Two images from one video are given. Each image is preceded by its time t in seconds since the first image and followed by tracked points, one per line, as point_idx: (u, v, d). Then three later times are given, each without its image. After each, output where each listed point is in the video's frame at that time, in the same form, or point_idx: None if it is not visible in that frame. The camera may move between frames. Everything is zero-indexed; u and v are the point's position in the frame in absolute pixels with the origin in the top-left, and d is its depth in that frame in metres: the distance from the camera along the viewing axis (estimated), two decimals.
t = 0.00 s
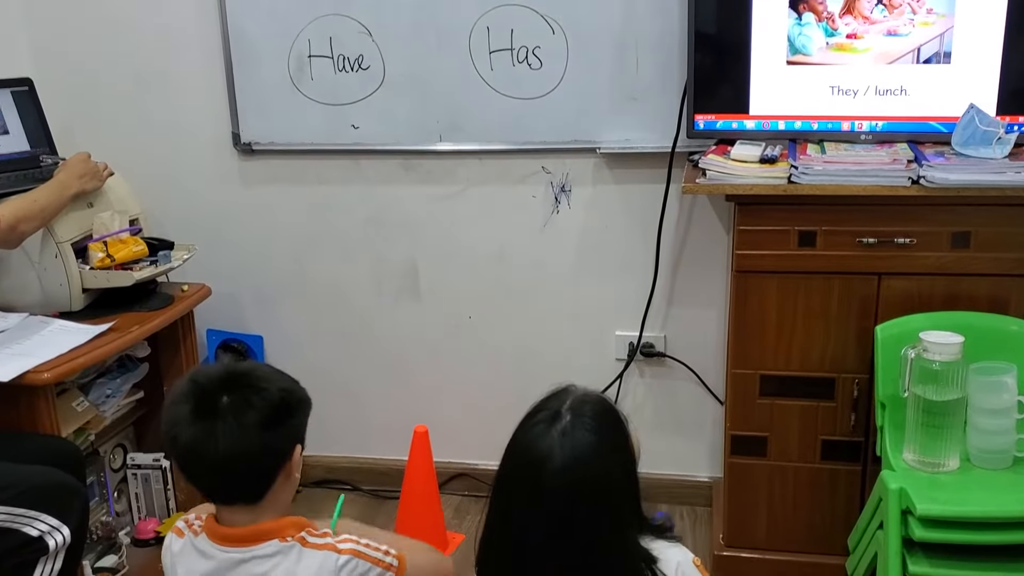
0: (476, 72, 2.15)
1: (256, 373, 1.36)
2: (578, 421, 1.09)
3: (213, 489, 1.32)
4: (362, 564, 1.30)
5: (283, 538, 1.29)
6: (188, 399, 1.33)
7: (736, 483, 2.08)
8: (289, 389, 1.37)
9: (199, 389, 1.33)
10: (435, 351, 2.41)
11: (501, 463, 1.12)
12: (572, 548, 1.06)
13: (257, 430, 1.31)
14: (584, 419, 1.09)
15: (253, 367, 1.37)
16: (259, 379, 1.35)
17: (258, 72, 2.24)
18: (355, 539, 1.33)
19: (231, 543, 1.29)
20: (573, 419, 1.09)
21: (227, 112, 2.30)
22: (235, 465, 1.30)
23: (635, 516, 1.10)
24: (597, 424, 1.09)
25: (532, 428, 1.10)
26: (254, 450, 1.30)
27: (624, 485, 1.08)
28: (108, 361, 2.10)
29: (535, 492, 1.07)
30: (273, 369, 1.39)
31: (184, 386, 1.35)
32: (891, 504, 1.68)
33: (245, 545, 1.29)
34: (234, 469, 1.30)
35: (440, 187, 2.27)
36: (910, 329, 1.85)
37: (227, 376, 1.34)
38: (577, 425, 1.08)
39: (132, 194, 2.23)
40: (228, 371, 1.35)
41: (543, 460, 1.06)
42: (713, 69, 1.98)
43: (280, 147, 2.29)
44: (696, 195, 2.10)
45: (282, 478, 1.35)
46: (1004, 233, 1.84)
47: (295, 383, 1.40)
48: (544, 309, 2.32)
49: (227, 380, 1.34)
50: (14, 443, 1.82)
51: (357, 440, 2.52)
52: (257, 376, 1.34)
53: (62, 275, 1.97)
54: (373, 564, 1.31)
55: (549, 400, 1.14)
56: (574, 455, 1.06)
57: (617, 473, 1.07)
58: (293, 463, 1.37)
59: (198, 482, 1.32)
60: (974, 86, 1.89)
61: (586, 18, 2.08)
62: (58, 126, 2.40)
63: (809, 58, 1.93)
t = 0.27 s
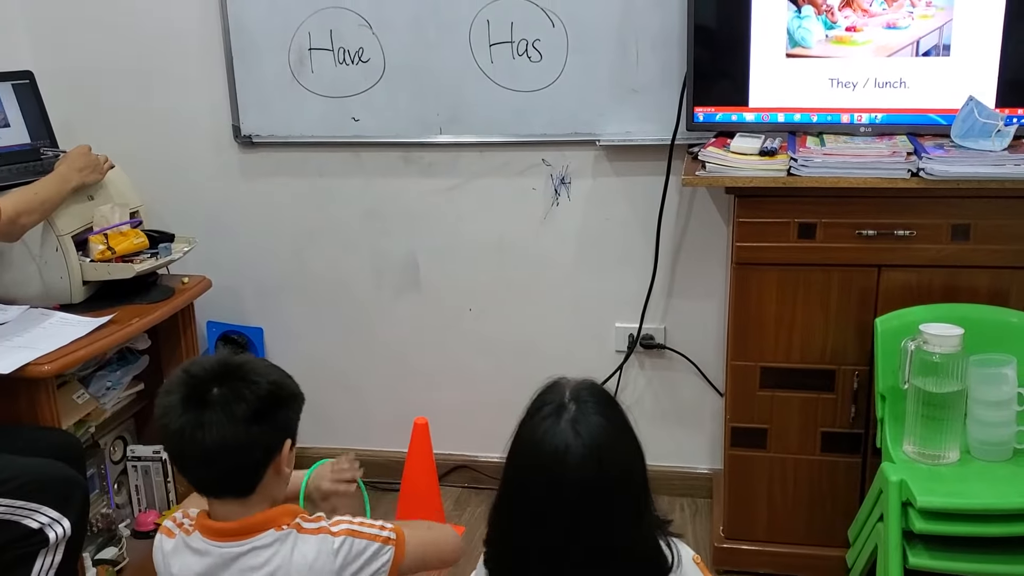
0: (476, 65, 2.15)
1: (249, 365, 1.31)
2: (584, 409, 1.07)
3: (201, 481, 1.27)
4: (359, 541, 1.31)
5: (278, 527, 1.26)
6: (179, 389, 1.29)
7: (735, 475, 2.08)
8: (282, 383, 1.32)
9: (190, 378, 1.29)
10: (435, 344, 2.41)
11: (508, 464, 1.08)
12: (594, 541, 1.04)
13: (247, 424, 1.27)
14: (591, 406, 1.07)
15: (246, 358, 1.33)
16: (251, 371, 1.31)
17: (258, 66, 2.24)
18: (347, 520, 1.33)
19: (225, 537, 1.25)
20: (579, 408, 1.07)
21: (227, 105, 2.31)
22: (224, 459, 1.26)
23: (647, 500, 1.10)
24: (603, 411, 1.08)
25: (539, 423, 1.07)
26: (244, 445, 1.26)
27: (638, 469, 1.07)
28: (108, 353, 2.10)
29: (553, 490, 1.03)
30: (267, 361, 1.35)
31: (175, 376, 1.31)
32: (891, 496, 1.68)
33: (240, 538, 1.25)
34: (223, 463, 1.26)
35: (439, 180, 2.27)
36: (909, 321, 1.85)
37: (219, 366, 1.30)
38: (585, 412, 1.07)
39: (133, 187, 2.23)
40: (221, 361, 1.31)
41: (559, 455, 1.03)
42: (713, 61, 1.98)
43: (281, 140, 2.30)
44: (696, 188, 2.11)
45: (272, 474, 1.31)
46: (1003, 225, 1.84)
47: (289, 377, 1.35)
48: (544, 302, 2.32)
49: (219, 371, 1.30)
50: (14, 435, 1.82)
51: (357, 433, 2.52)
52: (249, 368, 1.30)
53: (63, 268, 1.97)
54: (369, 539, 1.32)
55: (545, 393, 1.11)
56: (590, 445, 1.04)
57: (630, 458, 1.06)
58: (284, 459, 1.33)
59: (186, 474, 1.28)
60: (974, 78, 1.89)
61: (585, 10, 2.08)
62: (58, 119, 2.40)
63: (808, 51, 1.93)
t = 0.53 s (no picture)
0: (479, 59, 2.15)
1: (254, 362, 1.30)
2: (592, 404, 1.06)
3: (208, 477, 1.27)
4: (354, 532, 1.31)
5: (278, 521, 1.26)
6: (184, 386, 1.28)
7: (738, 469, 2.08)
8: (287, 380, 1.31)
9: (195, 376, 1.28)
10: (437, 338, 2.41)
11: (517, 458, 1.08)
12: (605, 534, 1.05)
13: (251, 422, 1.26)
14: (599, 401, 1.07)
15: (252, 355, 1.32)
16: (256, 368, 1.29)
17: (261, 59, 2.25)
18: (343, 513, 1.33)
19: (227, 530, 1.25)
20: (587, 403, 1.07)
21: (230, 98, 2.31)
22: (229, 457, 1.25)
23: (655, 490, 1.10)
24: (612, 405, 1.07)
25: (548, 419, 1.06)
26: (248, 443, 1.26)
27: (647, 462, 1.07)
28: (112, 346, 2.11)
29: (564, 485, 1.04)
30: (273, 357, 1.34)
31: (181, 372, 1.31)
32: (893, 491, 1.68)
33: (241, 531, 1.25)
34: (227, 461, 1.25)
35: (442, 174, 2.27)
36: (913, 315, 1.85)
37: (224, 363, 1.29)
38: (594, 407, 1.06)
39: (136, 180, 2.24)
40: (227, 358, 1.30)
41: (569, 451, 1.03)
42: (716, 56, 1.98)
43: (284, 134, 2.30)
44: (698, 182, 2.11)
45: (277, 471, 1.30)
46: (1006, 220, 1.84)
47: (295, 373, 1.34)
48: (547, 296, 2.32)
49: (224, 368, 1.29)
50: (18, 427, 1.82)
51: (360, 426, 2.53)
52: (254, 365, 1.29)
53: (67, 261, 1.98)
54: (363, 529, 1.31)
55: (552, 388, 1.10)
56: (600, 441, 1.03)
57: (639, 452, 1.06)
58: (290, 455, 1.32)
59: (192, 469, 1.28)
60: (977, 73, 1.89)
61: (588, 4, 2.08)
62: (61, 113, 2.40)
63: (812, 45, 1.93)
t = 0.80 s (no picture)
0: (479, 54, 2.15)
1: (243, 356, 1.29)
2: (592, 400, 1.06)
3: (203, 474, 1.26)
4: (357, 527, 1.31)
5: (279, 514, 1.26)
6: (173, 384, 1.27)
7: (736, 464, 2.09)
8: (277, 371, 1.30)
9: (183, 373, 1.26)
10: (436, 333, 2.41)
11: (515, 453, 1.08)
12: (602, 528, 1.05)
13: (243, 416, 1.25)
14: (598, 397, 1.07)
15: (240, 348, 1.30)
16: (245, 362, 1.28)
17: (260, 54, 2.24)
18: (344, 506, 1.33)
19: (227, 524, 1.25)
20: (587, 399, 1.07)
21: (229, 93, 2.31)
22: (223, 452, 1.24)
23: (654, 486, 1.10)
24: (611, 401, 1.07)
25: (547, 415, 1.06)
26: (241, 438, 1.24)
27: (645, 458, 1.07)
28: (111, 340, 2.11)
29: (562, 479, 1.04)
30: (261, 350, 1.32)
31: (169, 369, 1.29)
32: (890, 484, 1.69)
33: (242, 526, 1.25)
34: (222, 456, 1.24)
35: (441, 169, 2.27)
36: (911, 310, 1.86)
37: (212, 359, 1.27)
38: (593, 403, 1.06)
39: (135, 175, 2.23)
40: (214, 354, 1.29)
41: (567, 445, 1.04)
42: (715, 51, 1.98)
43: (282, 129, 2.30)
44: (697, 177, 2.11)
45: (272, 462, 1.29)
46: (1004, 215, 1.85)
47: (284, 364, 1.32)
48: (545, 290, 2.32)
49: (212, 364, 1.27)
50: (18, 421, 1.82)
51: (358, 421, 2.53)
52: (242, 359, 1.28)
53: (66, 255, 1.97)
54: (367, 525, 1.32)
55: (552, 382, 1.10)
56: (598, 436, 1.04)
57: (638, 447, 1.06)
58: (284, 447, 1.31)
59: (187, 467, 1.27)
60: (976, 69, 1.89)
61: None
62: (60, 107, 2.40)
63: (811, 41, 1.93)
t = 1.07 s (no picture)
0: (479, 53, 2.16)
1: (237, 357, 1.27)
2: (589, 401, 1.06)
3: (200, 476, 1.26)
4: (346, 521, 1.28)
5: (271, 515, 1.25)
6: (168, 386, 1.25)
7: (736, 462, 2.09)
8: (272, 372, 1.28)
9: (178, 375, 1.25)
10: (436, 331, 2.42)
11: (512, 454, 1.09)
12: (598, 527, 1.05)
13: (237, 418, 1.23)
14: (596, 398, 1.07)
15: (235, 349, 1.29)
16: (238, 364, 1.26)
17: (261, 53, 2.25)
18: (334, 501, 1.31)
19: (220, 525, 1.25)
20: (584, 399, 1.07)
21: (230, 91, 2.31)
22: (219, 454, 1.23)
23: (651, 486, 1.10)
24: (609, 401, 1.07)
25: (544, 415, 1.06)
26: (236, 440, 1.23)
27: (641, 459, 1.07)
28: (111, 339, 2.11)
29: (558, 479, 1.04)
30: (256, 350, 1.30)
31: (164, 371, 1.28)
32: (890, 482, 1.69)
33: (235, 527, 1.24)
34: (218, 458, 1.23)
35: (442, 168, 2.28)
36: (909, 309, 1.86)
37: (206, 360, 1.26)
38: (590, 405, 1.06)
39: (136, 173, 2.24)
40: (209, 354, 1.27)
41: (564, 446, 1.04)
42: (715, 50, 1.99)
43: (283, 128, 2.30)
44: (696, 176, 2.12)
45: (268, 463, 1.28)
46: (1002, 214, 1.86)
47: (279, 364, 1.31)
48: (545, 289, 2.33)
49: (206, 365, 1.25)
50: (20, 419, 1.83)
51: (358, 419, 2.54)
52: (236, 360, 1.26)
53: (67, 253, 1.98)
54: (357, 518, 1.29)
55: (551, 382, 1.10)
56: (594, 437, 1.04)
57: (634, 448, 1.06)
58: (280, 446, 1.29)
59: (184, 469, 1.26)
60: (974, 68, 1.90)
61: None
62: (61, 105, 2.41)
63: (810, 40, 1.94)
